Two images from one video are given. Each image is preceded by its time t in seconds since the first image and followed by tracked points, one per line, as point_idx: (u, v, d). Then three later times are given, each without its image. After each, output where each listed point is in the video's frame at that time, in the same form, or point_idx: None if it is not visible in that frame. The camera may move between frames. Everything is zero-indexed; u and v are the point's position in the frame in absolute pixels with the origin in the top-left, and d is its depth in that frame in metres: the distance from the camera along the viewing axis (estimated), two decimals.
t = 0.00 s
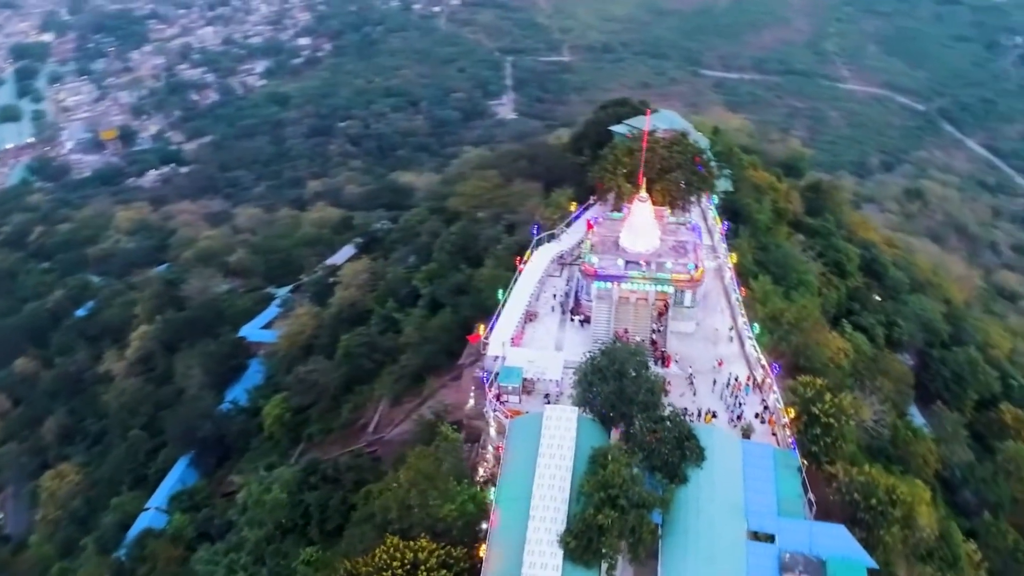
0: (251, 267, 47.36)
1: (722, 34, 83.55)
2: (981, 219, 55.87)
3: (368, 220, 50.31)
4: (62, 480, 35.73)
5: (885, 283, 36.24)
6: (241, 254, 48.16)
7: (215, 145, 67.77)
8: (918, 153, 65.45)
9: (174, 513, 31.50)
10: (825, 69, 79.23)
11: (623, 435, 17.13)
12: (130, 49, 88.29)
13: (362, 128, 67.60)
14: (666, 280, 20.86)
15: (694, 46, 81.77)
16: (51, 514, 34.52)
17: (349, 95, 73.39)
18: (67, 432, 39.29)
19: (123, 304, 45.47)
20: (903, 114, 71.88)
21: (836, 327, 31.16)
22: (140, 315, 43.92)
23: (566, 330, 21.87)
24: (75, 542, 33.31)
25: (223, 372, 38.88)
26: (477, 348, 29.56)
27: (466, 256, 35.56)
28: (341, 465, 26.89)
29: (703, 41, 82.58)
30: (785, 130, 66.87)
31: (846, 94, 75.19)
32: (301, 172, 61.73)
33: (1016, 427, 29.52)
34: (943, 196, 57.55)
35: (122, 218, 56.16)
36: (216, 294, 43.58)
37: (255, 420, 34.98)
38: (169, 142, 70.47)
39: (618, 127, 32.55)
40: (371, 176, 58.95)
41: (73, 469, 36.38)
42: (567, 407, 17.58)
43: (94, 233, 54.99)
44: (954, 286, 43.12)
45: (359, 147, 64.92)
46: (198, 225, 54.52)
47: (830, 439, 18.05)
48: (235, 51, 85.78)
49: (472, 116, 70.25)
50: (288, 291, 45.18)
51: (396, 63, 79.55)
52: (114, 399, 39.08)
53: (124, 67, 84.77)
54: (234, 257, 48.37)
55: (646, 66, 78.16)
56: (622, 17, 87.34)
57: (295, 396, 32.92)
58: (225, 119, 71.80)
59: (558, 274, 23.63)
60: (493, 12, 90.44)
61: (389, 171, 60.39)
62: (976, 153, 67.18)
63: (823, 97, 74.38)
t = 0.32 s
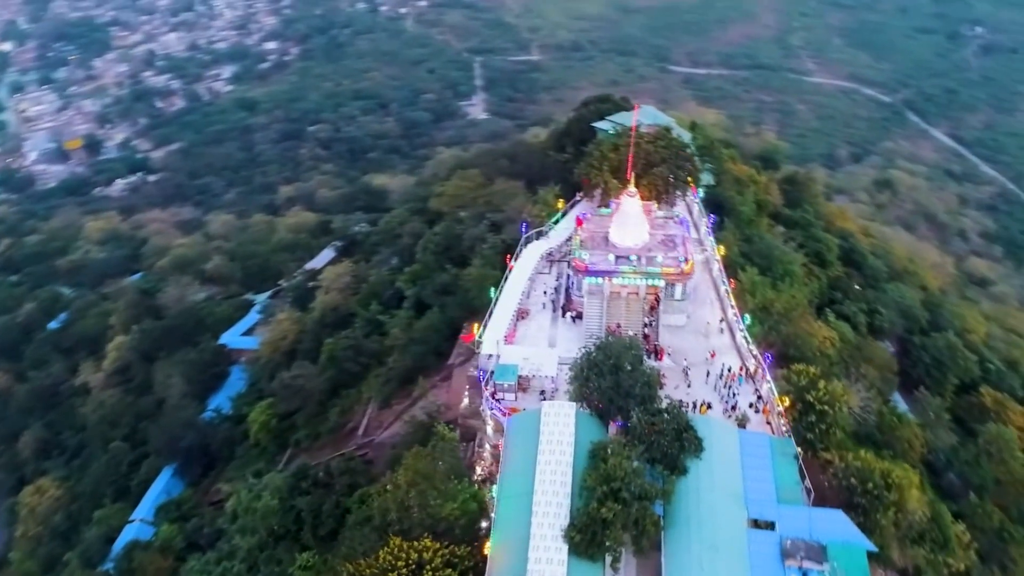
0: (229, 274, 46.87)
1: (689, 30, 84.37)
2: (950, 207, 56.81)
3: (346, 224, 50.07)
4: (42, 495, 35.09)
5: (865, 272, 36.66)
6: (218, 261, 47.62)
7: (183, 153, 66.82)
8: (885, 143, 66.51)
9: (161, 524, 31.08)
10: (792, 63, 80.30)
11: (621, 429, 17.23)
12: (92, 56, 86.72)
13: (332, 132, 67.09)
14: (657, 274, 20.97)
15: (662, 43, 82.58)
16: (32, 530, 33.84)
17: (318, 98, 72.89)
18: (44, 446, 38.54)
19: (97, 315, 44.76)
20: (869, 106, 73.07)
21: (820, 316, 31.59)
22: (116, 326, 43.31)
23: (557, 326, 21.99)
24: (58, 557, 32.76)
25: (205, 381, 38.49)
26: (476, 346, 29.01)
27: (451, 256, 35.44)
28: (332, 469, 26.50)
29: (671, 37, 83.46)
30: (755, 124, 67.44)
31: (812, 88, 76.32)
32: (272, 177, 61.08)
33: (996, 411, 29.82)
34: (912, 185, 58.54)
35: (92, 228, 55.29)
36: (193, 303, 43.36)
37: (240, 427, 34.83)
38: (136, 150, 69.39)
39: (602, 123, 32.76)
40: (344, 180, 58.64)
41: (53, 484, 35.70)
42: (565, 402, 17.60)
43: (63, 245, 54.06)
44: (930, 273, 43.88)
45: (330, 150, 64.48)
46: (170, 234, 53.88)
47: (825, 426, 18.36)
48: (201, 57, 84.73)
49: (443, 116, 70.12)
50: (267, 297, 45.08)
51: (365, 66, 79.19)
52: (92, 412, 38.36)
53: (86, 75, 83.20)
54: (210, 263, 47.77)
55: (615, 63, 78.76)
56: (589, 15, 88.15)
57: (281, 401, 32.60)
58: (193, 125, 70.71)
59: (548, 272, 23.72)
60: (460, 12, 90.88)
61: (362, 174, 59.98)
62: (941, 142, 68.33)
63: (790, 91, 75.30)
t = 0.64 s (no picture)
0: (204, 282, 46.35)
1: (654, 27, 86.37)
2: (916, 195, 57.79)
3: (323, 227, 49.67)
4: (21, 511, 34.12)
5: (842, 261, 37.07)
6: (193, 270, 47.03)
7: (149, 161, 65.67)
8: (850, 135, 67.54)
9: (149, 537, 30.74)
10: (757, 57, 81.42)
11: (620, 423, 17.38)
12: (51, 66, 84.99)
13: (301, 137, 66.64)
14: (647, 267, 21.12)
15: (627, 40, 83.84)
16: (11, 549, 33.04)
17: (285, 104, 72.29)
18: (18, 463, 37.71)
19: (69, 329, 43.93)
20: (834, 99, 74.38)
21: (804, 304, 32.02)
22: (89, 338, 42.63)
23: (549, 323, 22.10)
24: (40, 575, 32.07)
25: (186, 391, 38.18)
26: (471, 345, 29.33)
27: (435, 256, 35.08)
28: (324, 474, 26.17)
29: (636, 35, 84.84)
30: (725, 117, 67.90)
31: (778, 82, 77.29)
32: (241, 184, 60.37)
33: (975, 392, 30.38)
34: (879, 175, 59.49)
35: (59, 240, 54.20)
36: (169, 313, 42.79)
37: (224, 435, 34.58)
38: (100, 160, 68.05)
39: (583, 120, 32.83)
40: (315, 185, 58.30)
41: (32, 501, 34.71)
42: (565, 398, 17.72)
43: (29, 260, 53.01)
44: (904, 261, 44.45)
45: (299, 155, 64.05)
46: (140, 244, 53.05)
47: (819, 412, 18.69)
48: (163, 64, 83.55)
49: (412, 118, 70.06)
50: (244, 304, 44.49)
51: (331, 70, 78.74)
52: (69, 427, 37.63)
53: (46, 85, 81.62)
54: (185, 272, 47.18)
55: (583, 61, 79.83)
56: (555, 14, 89.96)
57: (266, 408, 32.72)
58: (158, 134, 69.57)
59: (537, 269, 23.85)
60: (426, 14, 91.87)
61: (333, 178, 59.63)
62: (906, 133, 69.42)
63: (756, 86, 76.23)
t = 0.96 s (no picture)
0: (183, 289, 45.76)
1: (624, 25, 86.96)
2: (887, 186, 58.70)
3: (302, 232, 49.46)
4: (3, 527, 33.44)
5: (824, 251, 37.49)
6: (170, 277, 46.51)
7: (118, 170, 64.74)
8: (820, 128, 68.45)
9: (137, 548, 30.38)
10: (726, 53, 82.31)
11: (619, 416, 17.50)
12: (14, 76, 83.55)
13: (273, 142, 66.25)
14: (639, 262, 21.29)
15: (597, 38, 84.52)
16: None
17: (255, 108, 71.72)
18: None
19: (44, 341, 43.21)
20: (803, 92, 75.60)
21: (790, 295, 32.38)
22: (66, 350, 42.09)
23: (542, 319, 22.18)
24: None
25: (169, 400, 37.91)
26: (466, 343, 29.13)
27: (421, 257, 34.96)
28: (318, 478, 25.99)
29: (606, 33, 85.49)
30: (697, 112, 68.42)
31: (747, 76, 78.27)
32: (214, 191, 59.78)
33: (957, 376, 30.81)
34: (850, 166, 60.23)
35: (28, 252, 53.27)
36: (148, 322, 42.45)
37: (209, 443, 34.32)
38: (67, 170, 66.98)
39: (568, 117, 32.97)
40: (288, 190, 57.99)
41: (14, 516, 34.00)
42: (562, 393, 17.80)
43: None
44: (881, 251, 44.93)
45: (271, 160, 63.61)
46: (112, 253, 52.35)
47: (815, 400, 18.95)
48: (130, 71, 82.52)
49: (384, 120, 70.09)
50: (225, 311, 44.17)
51: (301, 73, 78.33)
52: (48, 441, 37.11)
53: (9, 94, 80.19)
54: (162, 280, 46.72)
55: (554, 60, 80.43)
56: (524, 14, 90.34)
57: (253, 415, 32.67)
58: (127, 141, 68.61)
59: (528, 266, 23.94)
60: (394, 15, 91.83)
61: (306, 182, 59.29)
62: (875, 125, 70.50)
63: (726, 81, 77.02)
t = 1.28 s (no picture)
0: (161, 297, 45.31)
1: (594, 23, 87.29)
2: (859, 178, 59.54)
3: (282, 236, 49.01)
4: None
5: (805, 242, 37.88)
6: (148, 286, 46.01)
7: (87, 178, 63.60)
8: (792, 122, 69.23)
9: (125, 560, 30.03)
10: (696, 49, 83.15)
11: (618, 409, 17.63)
12: None
13: (245, 147, 65.61)
14: (631, 256, 21.50)
15: (568, 37, 84.87)
16: None
17: (225, 113, 70.89)
18: None
19: (19, 355, 42.49)
20: (773, 87, 76.49)
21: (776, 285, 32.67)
22: (43, 362, 41.51)
23: (535, 317, 22.31)
24: None
25: (152, 409, 37.38)
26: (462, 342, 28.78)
27: (407, 258, 34.90)
28: (311, 482, 25.77)
29: (577, 31, 85.84)
30: (671, 108, 68.74)
31: (718, 73, 79.00)
32: (186, 198, 59.03)
33: (938, 363, 31.15)
34: (823, 160, 61.05)
35: None
36: (126, 332, 41.87)
37: (195, 451, 33.97)
38: (34, 180, 65.68)
39: (552, 115, 33.30)
40: (262, 195, 57.53)
41: None
42: (560, 388, 17.87)
43: None
44: (860, 242, 45.32)
45: (243, 165, 63.01)
46: (84, 264, 51.50)
47: (809, 388, 19.34)
48: (96, 78, 81.01)
49: (357, 123, 69.91)
50: (205, 318, 43.71)
51: (271, 77, 77.68)
52: (28, 455, 36.58)
53: None
54: (140, 288, 46.26)
55: (525, 59, 80.73)
56: (494, 14, 90.55)
57: (239, 421, 32.41)
58: (95, 150, 67.41)
59: (519, 264, 24.00)
60: (364, 17, 91.38)
61: (280, 187, 58.86)
62: (845, 118, 71.42)
63: (698, 77, 77.66)
